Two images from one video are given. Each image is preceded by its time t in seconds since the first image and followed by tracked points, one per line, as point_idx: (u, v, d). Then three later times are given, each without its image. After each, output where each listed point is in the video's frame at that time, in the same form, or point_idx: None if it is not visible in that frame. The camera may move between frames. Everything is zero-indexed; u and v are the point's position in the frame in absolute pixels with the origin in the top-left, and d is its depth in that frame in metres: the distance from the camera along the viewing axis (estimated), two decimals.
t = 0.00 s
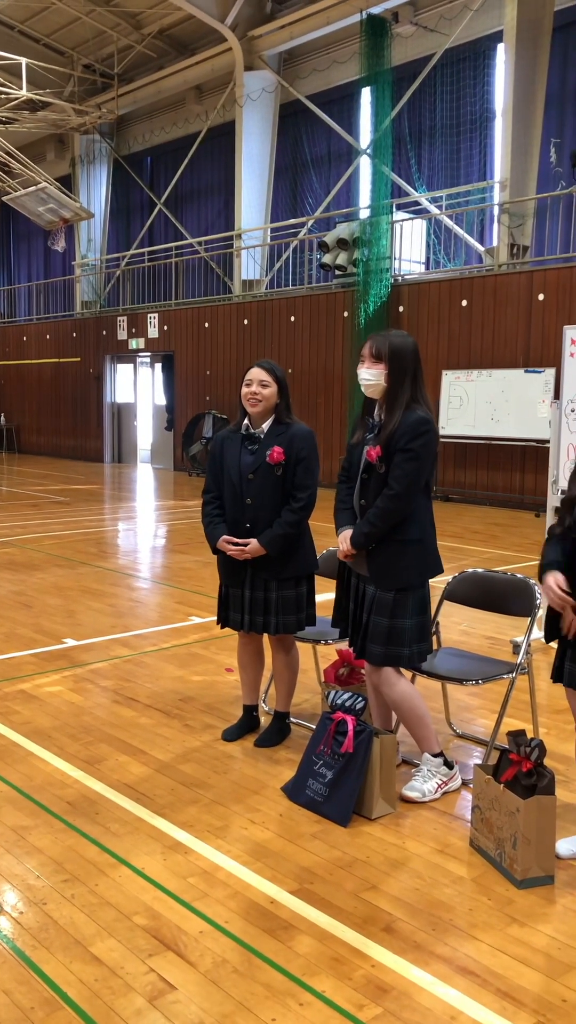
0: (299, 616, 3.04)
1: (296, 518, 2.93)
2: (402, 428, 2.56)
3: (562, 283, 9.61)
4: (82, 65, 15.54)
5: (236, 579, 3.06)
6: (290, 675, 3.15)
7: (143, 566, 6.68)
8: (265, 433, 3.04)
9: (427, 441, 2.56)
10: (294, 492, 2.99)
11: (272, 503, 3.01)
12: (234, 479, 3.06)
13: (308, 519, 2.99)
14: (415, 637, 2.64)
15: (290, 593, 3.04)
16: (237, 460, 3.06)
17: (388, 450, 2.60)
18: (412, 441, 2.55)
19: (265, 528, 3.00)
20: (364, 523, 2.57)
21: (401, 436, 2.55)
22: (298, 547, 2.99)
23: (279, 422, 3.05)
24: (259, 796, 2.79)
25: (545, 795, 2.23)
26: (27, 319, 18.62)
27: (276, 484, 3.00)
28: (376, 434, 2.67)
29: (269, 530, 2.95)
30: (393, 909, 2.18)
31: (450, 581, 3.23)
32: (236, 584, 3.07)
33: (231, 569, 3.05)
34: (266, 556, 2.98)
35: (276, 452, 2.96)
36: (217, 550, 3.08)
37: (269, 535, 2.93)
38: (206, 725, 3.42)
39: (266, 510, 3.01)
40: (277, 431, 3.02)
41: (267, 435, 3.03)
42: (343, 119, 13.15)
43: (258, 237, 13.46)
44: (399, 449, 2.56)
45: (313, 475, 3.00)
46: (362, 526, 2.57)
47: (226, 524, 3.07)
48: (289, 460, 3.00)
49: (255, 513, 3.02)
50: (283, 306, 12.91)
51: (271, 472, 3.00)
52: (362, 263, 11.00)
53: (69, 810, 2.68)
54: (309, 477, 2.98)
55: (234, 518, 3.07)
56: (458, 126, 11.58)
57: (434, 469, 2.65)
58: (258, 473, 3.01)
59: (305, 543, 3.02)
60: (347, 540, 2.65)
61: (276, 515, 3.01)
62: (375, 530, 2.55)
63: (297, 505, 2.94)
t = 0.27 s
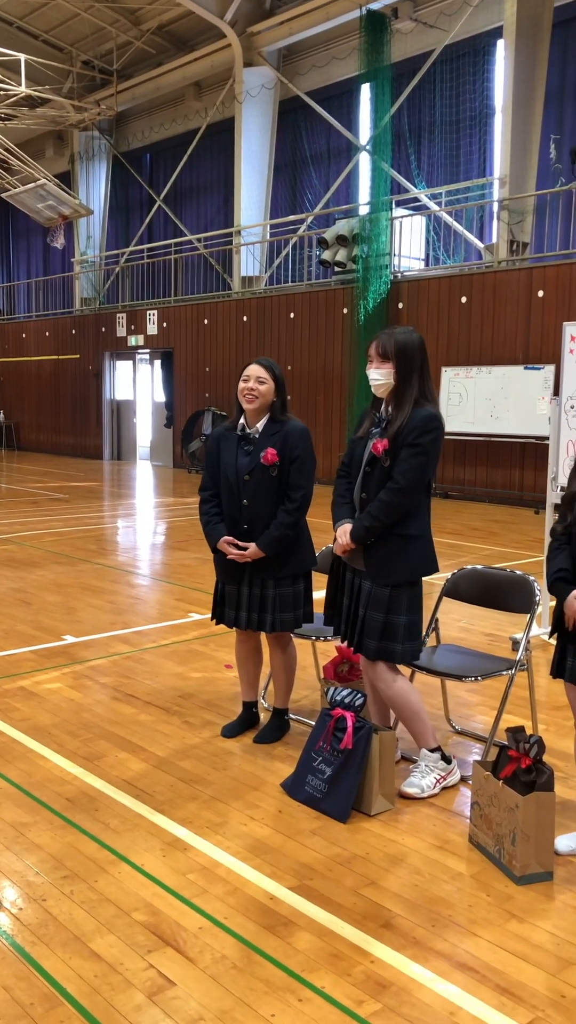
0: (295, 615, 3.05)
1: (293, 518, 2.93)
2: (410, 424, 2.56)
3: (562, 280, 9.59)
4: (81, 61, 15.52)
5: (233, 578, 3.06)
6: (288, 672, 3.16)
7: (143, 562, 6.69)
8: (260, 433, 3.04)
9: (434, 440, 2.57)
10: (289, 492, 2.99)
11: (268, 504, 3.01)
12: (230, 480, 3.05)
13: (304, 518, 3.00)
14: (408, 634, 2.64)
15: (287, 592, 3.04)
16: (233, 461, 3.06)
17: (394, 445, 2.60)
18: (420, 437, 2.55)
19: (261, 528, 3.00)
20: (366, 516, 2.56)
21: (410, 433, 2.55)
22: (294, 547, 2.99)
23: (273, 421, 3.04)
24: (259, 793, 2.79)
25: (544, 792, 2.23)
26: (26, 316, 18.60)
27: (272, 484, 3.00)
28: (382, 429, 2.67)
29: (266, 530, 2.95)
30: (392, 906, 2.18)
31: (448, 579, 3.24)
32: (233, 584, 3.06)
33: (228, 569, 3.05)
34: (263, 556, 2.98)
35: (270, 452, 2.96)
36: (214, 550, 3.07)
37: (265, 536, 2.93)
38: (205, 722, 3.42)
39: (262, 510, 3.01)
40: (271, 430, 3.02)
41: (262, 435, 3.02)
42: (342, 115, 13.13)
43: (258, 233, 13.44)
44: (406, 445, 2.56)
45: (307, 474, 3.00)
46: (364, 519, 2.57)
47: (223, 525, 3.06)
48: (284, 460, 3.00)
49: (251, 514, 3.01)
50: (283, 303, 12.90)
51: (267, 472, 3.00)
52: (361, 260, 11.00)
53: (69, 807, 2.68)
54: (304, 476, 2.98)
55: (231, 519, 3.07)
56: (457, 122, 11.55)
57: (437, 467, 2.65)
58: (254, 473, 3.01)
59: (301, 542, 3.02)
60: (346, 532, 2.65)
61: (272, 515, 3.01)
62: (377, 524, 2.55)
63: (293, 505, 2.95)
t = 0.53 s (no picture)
0: (294, 613, 3.05)
1: (290, 518, 2.93)
2: (417, 424, 2.57)
3: (560, 278, 9.59)
4: (80, 59, 15.52)
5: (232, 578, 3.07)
6: (286, 670, 3.15)
7: (141, 561, 6.69)
8: (256, 434, 3.04)
9: (439, 441, 2.58)
10: (286, 492, 3.00)
11: (265, 504, 3.01)
12: (227, 482, 3.05)
13: (301, 518, 3.00)
14: (394, 634, 2.64)
15: (285, 592, 3.04)
16: (230, 462, 3.06)
17: (398, 443, 2.60)
18: (426, 437, 2.56)
19: (259, 530, 3.01)
20: (363, 511, 2.57)
21: (416, 432, 2.56)
22: (292, 547, 3.00)
23: (269, 421, 3.04)
24: (257, 791, 2.80)
25: (542, 790, 2.23)
26: (25, 314, 18.59)
27: (269, 485, 3.01)
28: (388, 426, 2.67)
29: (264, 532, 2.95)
30: (391, 903, 2.19)
31: (448, 575, 3.24)
32: (231, 583, 3.07)
33: (226, 569, 3.05)
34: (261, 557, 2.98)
35: (266, 455, 2.96)
36: (212, 551, 3.08)
37: (263, 538, 2.93)
38: (204, 721, 3.42)
39: (259, 511, 3.01)
40: (267, 431, 3.02)
41: (258, 436, 3.02)
42: (340, 113, 13.13)
43: (256, 232, 13.44)
44: (410, 444, 2.57)
45: (304, 474, 3.00)
46: (361, 514, 2.57)
47: (221, 526, 3.06)
48: (280, 461, 3.01)
49: (249, 515, 3.02)
50: (281, 301, 12.90)
51: (263, 473, 3.00)
52: (360, 259, 11.01)
53: (68, 805, 2.69)
54: (300, 477, 2.99)
55: (228, 519, 3.07)
56: (456, 120, 11.55)
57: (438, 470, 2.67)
58: (251, 475, 3.01)
59: (299, 542, 3.02)
60: (341, 525, 2.65)
61: (270, 515, 3.01)
62: (375, 519, 2.55)
63: (290, 506, 2.95)
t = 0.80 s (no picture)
0: (295, 615, 3.05)
1: (287, 523, 2.94)
2: (423, 429, 2.58)
3: (559, 281, 9.61)
4: (79, 62, 15.53)
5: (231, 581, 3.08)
6: (285, 673, 3.16)
7: (140, 564, 6.69)
8: (251, 438, 3.04)
9: (444, 447, 2.59)
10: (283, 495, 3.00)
11: (262, 508, 3.02)
12: (224, 487, 3.06)
13: (298, 521, 3.00)
14: (388, 639, 2.65)
15: (284, 595, 3.04)
16: (226, 466, 3.06)
17: (403, 446, 2.61)
18: (431, 442, 2.57)
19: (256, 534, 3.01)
20: (364, 512, 2.57)
21: (423, 436, 2.57)
22: (291, 550, 3.00)
23: (264, 424, 3.05)
24: (257, 794, 2.80)
25: (541, 792, 2.24)
26: (24, 316, 18.60)
27: (265, 489, 3.01)
28: (392, 429, 2.68)
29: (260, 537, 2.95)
30: (389, 906, 2.19)
31: (447, 579, 3.24)
32: (230, 587, 3.08)
33: (225, 573, 3.06)
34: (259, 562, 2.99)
35: (261, 460, 2.96)
36: (211, 555, 3.08)
37: (260, 544, 2.93)
38: (203, 723, 3.42)
39: (256, 515, 3.01)
40: (262, 436, 3.02)
41: (253, 441, 3.02)
42: (339, 116, 13.15)
43: (255, 235, 13.45)
44: (416, 447, 2.58)
45: (300, 476, 3.00)
46: (361, 514, 2.57)
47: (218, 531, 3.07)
48: (276, 464, 3.00)
49: (246, 520, 3.02)
50: (280, 303, 12.91)
51: (259, 478, 3.01)
52: (359, 261, 11.02)
53: (67, 808, 2.69)
54: (296, 480, 2.98)
55: (226, 523, 3.08)
56: (455, 123, 11.57)
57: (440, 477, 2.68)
58: (247, 480, 3.01)
59: (297, 545, 3.02)
60: (339, 526, 2.65)
61: (267, 519, 3.02)
62: (376, 521, 2.55)
63: (287, 510, 2.95)
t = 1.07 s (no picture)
0: (290, 618, 3.05)
1: (282, 523, 2.93)
2: (422, 428, 2.58)
3: (559, 285, 9.62)
4: (79, 67, 15.56)
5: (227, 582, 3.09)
6: (284, 676, 3.16)
7: (140, 567, 6.68)
8: (250, 439, 3.05)
9: (443, 445, 2.60)
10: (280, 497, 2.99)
11: (259, 509, 3.02)
12: (222, 486, 3.08)
13: (295, 523, 3.00)
14: (391, 641, 2.63)
15: (279, 598, 3.04)
16: (226, 465, 3.08)
17: (402, 444, 2.61)
18: (431, 441, 2.57)
19: (251, 534, 3.02)
20: (363, 512, 2.57)
21: (422, 435, 2.57)
22: (286, 551, 3.00)
23: (263, 425, 3.05)
24: (256, 798, 2.80)
25: (541, 796, 2.24)
26: (24, 320, 18.62)
27: (262, 489, 3.02)
28: (391, 430, 2.68)
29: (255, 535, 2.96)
30: (389, 910, 2.19)
31: (447, 581, 3.25)
32: (226, 587, 3.09)
33: (220, 573, 3.07)
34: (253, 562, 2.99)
35: (258, 458, 2.97)
36: (208, 555, 3.10)
37: (254, 543, 2.93)
38: (203, 727, 3.42)
39: (252, 515, 3.02)
40: (262, 436, 3.02)
41: (252, 441, 3.03)
42: (340, 120, 13.18)
43: (255, 238, 13.48)
44: (414, 446, 2.58)
45: (298, 479, 2.99)
46: (360, 514, 2.58)
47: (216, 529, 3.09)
48: (274, 466, 3.01)
49: (241, 519, 3.03)
50: (280, 307, 12.93)
51: (256, 477, 3.02)
52: (359, 265, 11.04)
53: (67, 812, 2.69)
54: (294, 482, 2.98)
55: (223, 523, 3.09)
56: (455, 128, 11.59)
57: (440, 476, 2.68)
58: (244, 479, 3.03)
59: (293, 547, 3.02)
60: (337, 527, 2.66)
61: (263, 520, 3.02)
62: (376, 521, 2.56)
63: (282, 510, 2.95)
